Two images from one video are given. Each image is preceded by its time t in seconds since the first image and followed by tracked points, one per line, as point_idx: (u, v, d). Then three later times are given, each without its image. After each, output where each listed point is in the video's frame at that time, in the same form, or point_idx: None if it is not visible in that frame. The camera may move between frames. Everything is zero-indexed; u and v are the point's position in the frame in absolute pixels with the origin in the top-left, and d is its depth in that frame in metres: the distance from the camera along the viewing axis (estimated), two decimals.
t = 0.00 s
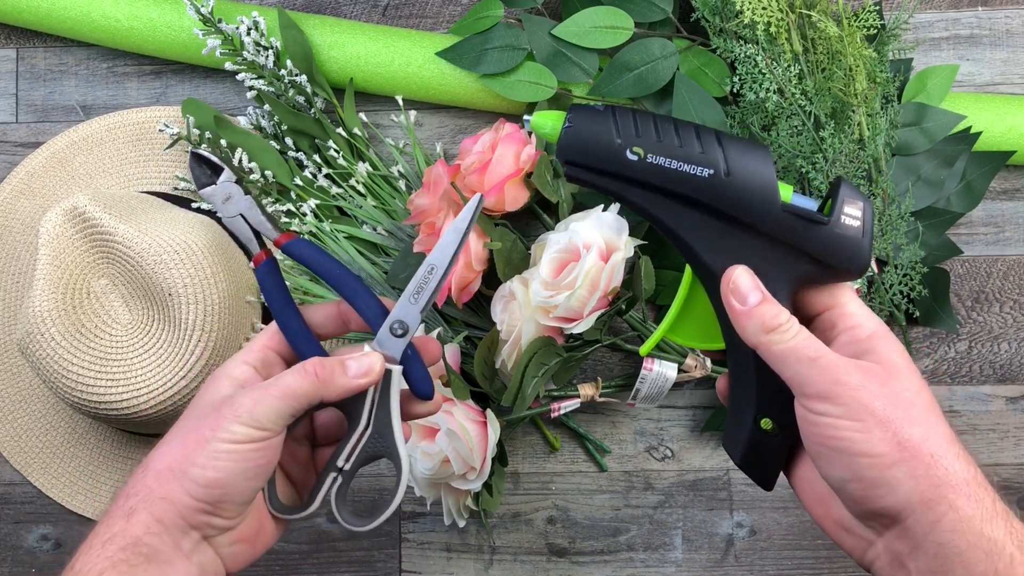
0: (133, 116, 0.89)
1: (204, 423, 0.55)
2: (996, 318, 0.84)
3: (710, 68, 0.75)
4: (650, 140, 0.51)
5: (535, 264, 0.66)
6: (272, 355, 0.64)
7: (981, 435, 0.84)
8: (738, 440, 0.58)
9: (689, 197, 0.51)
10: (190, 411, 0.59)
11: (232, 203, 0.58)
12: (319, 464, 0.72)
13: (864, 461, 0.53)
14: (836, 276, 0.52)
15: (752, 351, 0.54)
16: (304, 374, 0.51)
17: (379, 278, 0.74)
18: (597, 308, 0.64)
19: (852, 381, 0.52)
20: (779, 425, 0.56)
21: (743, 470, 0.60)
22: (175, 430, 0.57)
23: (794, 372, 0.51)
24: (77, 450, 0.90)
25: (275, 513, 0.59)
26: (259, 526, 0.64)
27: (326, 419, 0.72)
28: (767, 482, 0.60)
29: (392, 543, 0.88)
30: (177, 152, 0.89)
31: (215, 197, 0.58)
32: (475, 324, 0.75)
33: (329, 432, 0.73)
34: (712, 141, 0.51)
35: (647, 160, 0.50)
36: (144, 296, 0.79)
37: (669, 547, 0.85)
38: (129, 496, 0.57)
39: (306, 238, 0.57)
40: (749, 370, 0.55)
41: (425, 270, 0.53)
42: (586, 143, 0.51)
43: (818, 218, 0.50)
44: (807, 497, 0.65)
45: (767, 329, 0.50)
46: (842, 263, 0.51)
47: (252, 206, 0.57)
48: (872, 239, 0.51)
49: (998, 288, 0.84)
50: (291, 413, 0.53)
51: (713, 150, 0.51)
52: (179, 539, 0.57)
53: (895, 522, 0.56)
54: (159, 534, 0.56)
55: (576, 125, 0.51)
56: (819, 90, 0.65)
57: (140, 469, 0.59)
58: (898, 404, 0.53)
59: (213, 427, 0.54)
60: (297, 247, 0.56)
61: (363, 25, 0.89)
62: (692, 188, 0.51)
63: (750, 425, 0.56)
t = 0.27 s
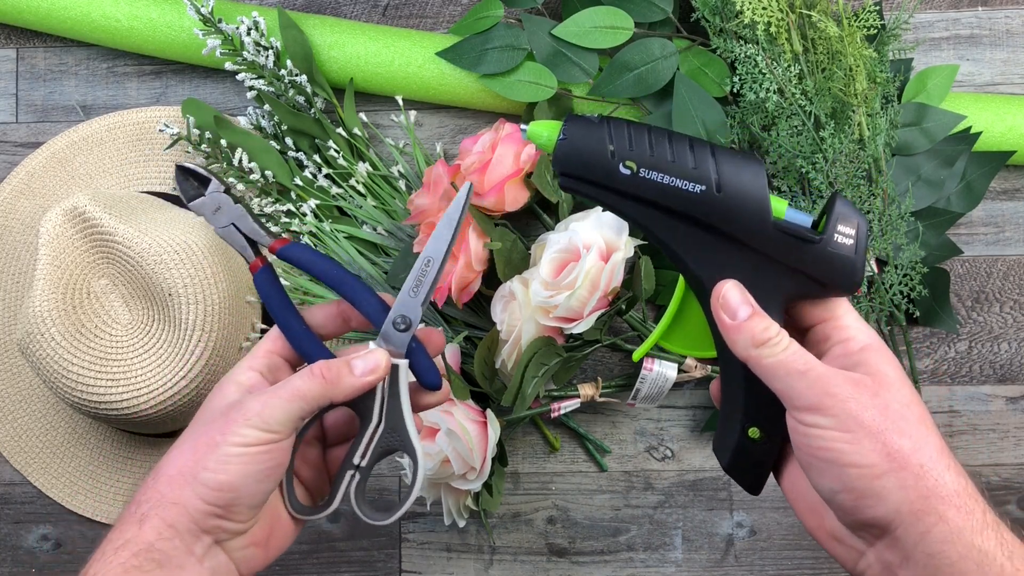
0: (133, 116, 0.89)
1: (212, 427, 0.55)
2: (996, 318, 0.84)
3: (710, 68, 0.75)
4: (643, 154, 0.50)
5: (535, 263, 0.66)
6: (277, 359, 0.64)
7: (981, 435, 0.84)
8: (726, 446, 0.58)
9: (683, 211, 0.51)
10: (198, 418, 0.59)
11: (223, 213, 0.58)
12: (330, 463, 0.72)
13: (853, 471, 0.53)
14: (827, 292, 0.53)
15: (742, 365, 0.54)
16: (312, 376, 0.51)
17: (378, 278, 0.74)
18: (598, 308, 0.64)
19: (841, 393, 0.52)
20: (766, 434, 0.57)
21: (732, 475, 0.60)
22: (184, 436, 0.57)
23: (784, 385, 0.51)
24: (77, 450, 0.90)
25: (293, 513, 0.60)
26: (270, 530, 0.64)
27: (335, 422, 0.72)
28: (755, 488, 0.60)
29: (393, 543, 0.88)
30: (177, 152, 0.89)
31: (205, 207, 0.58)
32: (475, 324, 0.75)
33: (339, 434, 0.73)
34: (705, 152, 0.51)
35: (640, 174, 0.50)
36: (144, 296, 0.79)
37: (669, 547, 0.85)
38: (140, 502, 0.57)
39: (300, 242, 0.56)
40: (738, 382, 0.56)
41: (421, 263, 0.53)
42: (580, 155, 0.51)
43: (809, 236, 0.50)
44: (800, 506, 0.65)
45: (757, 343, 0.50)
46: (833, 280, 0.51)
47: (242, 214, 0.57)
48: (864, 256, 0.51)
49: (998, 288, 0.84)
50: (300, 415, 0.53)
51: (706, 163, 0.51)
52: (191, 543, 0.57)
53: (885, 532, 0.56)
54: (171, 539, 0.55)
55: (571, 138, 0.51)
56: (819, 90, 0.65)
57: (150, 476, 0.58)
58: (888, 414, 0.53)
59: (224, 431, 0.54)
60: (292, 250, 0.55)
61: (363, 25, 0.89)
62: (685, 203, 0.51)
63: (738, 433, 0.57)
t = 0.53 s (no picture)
0: (133, 116, 0.89)
1: (216, 424, 0.55)
2: (996, 318, 0.84)
3: (710, 68, 0.75)
4: (643, 151, 0.50)
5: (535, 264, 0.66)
6: (275, 353, 0.64)
7: (981, 435, 0.84)
8: (714, 449, 0.59)
9: (681, 209, 0.51)
10: (199, 416, 0.59)
11: (202, 212, 0.57)
12: (336, 453, 0.72)
13: (843, 475, 0.53)
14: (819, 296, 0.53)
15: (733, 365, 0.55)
16: (314, 371, 0.51)
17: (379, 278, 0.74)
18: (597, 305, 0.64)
19: (832, 397, 0.52)
20: (755, 438, 0.57)
21: (719, 481, 0.60)
22: (187, 433, 0.57)
23: (776, 387, 0.51)
24: (77, 450, 0.90)
25: (311, 501, 0.61)
26: (278, 523, 0.64)
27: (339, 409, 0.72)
28: (741, 493, 0.60)
29: (393, 543, 0.88)
30: (176, 152, 0.89)
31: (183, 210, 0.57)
32: (475, 324, 0.75)
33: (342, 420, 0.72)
34: (705, 153, 0.51)
35: (639, 171, 0.50)
36: (144, 296, 0.79)
37: (669, 547, 0.85)
38: (146, 498, 0.57)
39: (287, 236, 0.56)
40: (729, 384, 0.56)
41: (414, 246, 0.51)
42: (579, 151, 0.50)
43: (806, 238, 0.50)
44: (788, 509, 0.65)
45: (750, 344, 0.50)
46: (826, 283, 0.51)
47: (223, 211, 0.57)
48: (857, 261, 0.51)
49: (998, 288, 0.84)
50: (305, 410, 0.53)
51: (705, 163, 0.51)
52: (197, 539, 0.56)
53: (875, 535, 0.56)
54: (178, 535, 0.55)
55: (570, 133, 0.51)
56: (819, 90, 0.65)
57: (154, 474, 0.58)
58: (879, 419, 0.53)
59: (227, 426, 0.54)
60: (281, 244, 0.55)
61: (363, 25, 0.89)
62: (682, 202, 0.51)
63: (728, 435, 0.57)
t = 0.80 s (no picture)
0: (133, 116, 0.89)
1: (222, 424, 0.55)
2: (996, 318, 0.84)
3: (710, 68, 0.75)
4: (661, 146, 0.51)
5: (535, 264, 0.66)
6: (279, 351, 0.64)
7: (981, 435, 0.84)
8: (714, 449, 0.58)
9: (692, 206, 0.52)
10: (201, 413, 0.58)
11: (205, 211, 0.55)
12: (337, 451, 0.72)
13: (844, 471, 0.53)
14: (821, 300, 0.53)
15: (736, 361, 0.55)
16: (321, 372, 0.51)
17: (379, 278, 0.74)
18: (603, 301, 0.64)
19: (835, 395, 0.52)
20: (754, 438, 0.57)
21: (716, 483, 0.59)
22: (191, 432, 0.57)
23: (779, 383, 0.51)
24: (77, 450, 0.90)
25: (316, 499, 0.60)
26: (282, 523, 0.65)
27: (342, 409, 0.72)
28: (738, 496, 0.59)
29: (393, 543, 0.88)
30: (176, 152, 0.89)
31: (181, 210, 0.55)
32: (475, 324, 0.75)
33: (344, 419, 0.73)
34: (719, 154, 0.52)
35: (655, 165, 0.51)
36: (144, 296, 0.79)
37: (669, 547, 0.85)
38: (151, 499, 0.57)
39: (291, 236, 0.55)
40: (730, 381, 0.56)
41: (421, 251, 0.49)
42: (595, 142, 0.51)
43: (813, 239, 0.51)
44: (782, 511, 0.65)
45: (756, 340, 0.51)
46: (828, 285, 0.52)
47: (224, 211, 0.55)
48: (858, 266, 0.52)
49: (998, 288, 0.84)
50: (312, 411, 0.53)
51: (719, 162, 0.51)
52: (203, 540, 0.57)
53: (873, 533, 0.56)
54: (183, 537, 0.55)
55: (590, 123, 0.51)
56: (819, 90, 0.65)
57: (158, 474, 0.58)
58: (880, 418, 0.53)
59: (234, 427, 0.54)
60: (283, 245, 0.54)
61: (363, 25, 0.89)
62: (694, 199, 0.51)
63: (728, 435, 0.57)
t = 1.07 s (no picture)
0: (134, 116, 0.89)
1: (236, 429, 0.55)
2: (996, 318, 0.84)
3: (710, 68, 0.75)
4: (677, 143, 0.53)
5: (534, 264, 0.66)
6: (292, 356, 0.64)
7: (981, 435, 0.84)
8: (721, 449, 0.56)
9: (704, 202, 0.52)
10: (209, 414, 0.58)
11: (240, 210, 0.57)
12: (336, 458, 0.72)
13: (850, 465, 0.53)
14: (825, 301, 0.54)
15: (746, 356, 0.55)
16: (340, 385, 0.51)
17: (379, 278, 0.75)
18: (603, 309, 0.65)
19: (843, 392, 0.52)
20: (762, 438, 0.56)
21: (720, 487, 0.57)
22: (202, 433, 0.57)
23: (788, 377, 0.51)
24: (77, 450, 0.90)
25: (309, 505, 0.60)
26: (282, 526, 0.65)
27: (345, 419, 0.71)
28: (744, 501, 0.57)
29: (393, 543, 0.88)
30: (176, 152, 0.89)
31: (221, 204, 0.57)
32: (475, 324, 0.75)
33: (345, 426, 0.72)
34: (732, 156, 0.53)
35: (672, 160, 0.52)
36: (144, 295, 0.79)
37: (669, 547, 0.85)
38: (158, 502, 0.56)
39: (326, 246, 0.55)
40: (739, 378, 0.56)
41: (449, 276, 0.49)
42: (614, 135, 0.52)
43: (819, 239, 0.52)
44: (785, 512, 0.65)
45: (766, 334, 0.51)
46: (832, 285, 0.52)
47: (261, 214, 0.56)
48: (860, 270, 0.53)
49: (998, 288, 0.84)
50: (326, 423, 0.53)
51: (733, 162, 0.53)
52: (209, 545, 0.57)
53: (877, 528, 0.56)
54: (191, 541, 0.56)
55: (611, 118, 0.53)
56: (819, 90, 0.65)
57: (165, 472, 0.58)
58: (886, 415, 0.53)
59: (249, 433, 0.54)
60: (317, 253, 0.54)
61: (362, 24, 0.89)
62: (707, 195, 0.52)
63: (735, 434, 0.56)
